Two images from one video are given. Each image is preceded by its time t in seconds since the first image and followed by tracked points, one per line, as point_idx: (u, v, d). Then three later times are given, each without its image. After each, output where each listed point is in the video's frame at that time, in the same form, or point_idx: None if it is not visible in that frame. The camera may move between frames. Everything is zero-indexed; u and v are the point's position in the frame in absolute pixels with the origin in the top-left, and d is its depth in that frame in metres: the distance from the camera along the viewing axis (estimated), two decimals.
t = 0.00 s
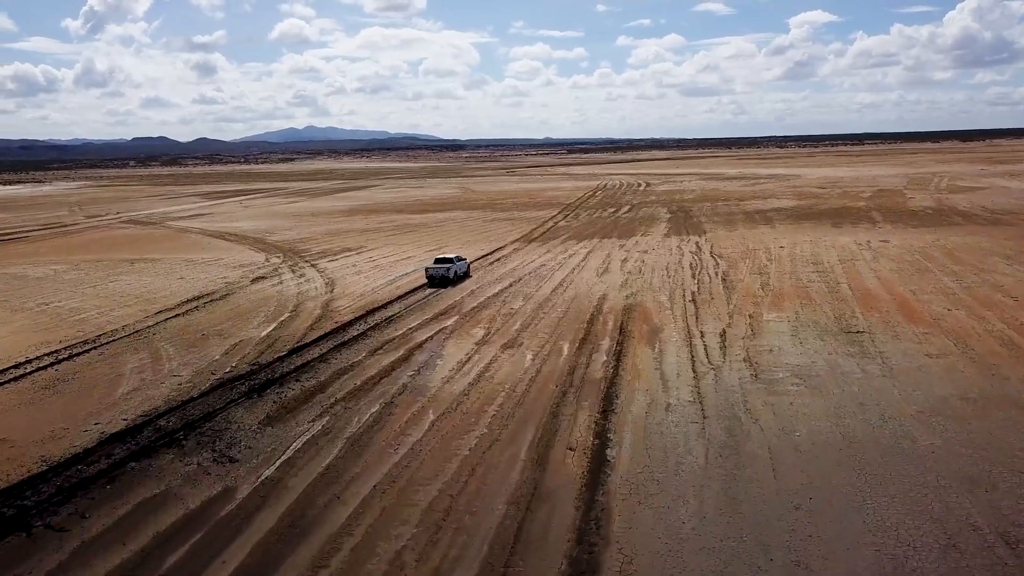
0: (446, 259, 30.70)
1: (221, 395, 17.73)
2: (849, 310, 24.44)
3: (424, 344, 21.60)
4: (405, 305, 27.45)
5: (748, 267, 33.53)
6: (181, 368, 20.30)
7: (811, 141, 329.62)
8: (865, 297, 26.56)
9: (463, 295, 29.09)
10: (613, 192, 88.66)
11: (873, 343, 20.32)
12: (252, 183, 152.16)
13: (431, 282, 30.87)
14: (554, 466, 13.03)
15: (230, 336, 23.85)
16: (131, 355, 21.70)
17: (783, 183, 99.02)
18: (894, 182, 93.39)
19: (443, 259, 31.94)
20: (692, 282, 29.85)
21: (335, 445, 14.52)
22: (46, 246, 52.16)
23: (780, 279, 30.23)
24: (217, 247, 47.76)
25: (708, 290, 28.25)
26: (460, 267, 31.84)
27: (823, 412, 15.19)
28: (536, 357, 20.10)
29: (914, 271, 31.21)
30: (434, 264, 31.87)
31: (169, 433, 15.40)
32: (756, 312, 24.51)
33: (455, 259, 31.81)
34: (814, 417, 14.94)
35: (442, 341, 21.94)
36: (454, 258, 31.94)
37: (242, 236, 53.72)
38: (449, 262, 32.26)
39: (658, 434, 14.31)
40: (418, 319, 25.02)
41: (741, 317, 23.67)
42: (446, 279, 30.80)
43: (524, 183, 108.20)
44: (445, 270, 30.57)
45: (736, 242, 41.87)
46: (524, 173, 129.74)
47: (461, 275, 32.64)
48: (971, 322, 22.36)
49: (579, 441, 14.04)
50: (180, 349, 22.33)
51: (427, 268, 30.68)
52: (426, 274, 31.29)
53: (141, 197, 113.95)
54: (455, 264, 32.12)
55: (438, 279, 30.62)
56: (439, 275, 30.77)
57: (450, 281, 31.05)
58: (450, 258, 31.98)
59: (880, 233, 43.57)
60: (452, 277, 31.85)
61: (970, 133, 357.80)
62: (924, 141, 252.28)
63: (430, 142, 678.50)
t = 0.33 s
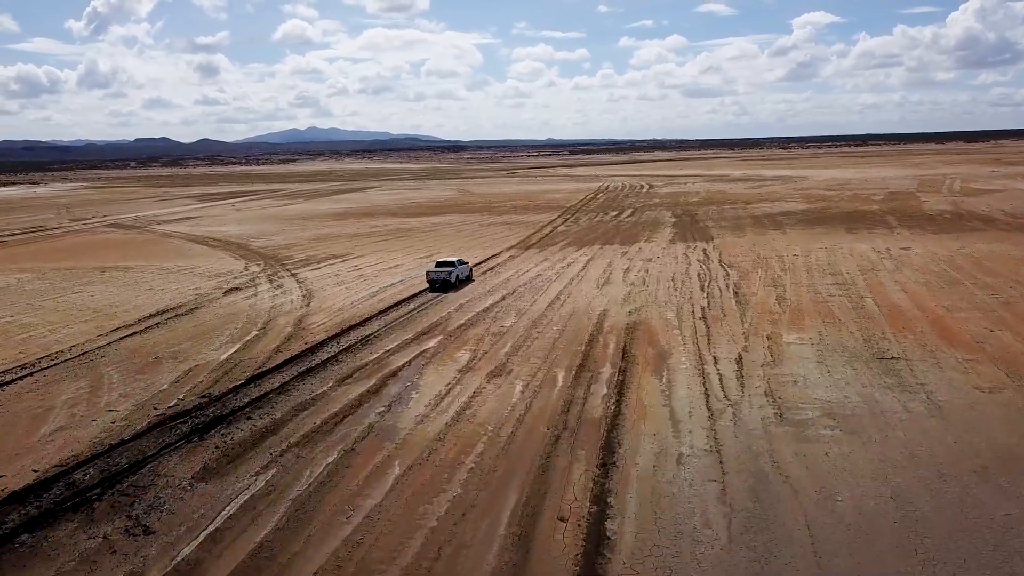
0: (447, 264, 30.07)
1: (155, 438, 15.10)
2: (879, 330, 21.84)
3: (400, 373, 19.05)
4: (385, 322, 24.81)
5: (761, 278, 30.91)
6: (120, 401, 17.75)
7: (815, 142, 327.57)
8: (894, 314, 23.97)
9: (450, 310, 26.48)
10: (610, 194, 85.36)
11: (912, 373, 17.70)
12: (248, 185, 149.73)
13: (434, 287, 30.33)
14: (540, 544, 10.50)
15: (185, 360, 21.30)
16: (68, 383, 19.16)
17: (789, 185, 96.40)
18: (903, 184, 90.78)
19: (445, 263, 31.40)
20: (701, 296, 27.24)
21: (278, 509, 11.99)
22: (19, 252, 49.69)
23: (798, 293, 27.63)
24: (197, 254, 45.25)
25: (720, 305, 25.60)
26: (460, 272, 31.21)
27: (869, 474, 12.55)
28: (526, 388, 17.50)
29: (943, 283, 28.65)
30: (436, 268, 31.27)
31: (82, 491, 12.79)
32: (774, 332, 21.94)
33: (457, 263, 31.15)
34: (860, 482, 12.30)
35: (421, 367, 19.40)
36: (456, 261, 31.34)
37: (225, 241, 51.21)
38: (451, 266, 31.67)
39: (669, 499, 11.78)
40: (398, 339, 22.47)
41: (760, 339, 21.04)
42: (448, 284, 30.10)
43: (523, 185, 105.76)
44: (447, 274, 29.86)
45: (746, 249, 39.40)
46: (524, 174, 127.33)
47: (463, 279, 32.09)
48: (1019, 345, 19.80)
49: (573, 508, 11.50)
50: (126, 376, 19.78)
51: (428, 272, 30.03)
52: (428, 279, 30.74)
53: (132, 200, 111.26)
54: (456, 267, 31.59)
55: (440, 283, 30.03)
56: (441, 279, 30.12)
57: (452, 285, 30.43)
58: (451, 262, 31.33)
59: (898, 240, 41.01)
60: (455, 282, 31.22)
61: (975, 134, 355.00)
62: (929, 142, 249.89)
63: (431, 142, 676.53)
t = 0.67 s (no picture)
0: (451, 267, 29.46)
1: (66, 498, 12.54)
2: (920, 354, 19.26)
3: (372, 408, 16.47)
4: (364, 342, 22.28)
5: (780, 289, 28.33)
6: (44, 442, 15.21)
7: (823, 141, 325.26)
8: (934, 333, 21.43)
9: (438, 326, 23.98)
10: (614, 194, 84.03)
11: (971, 411, 15.08)
12: (247, 186, 147.81)
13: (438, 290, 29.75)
14: None
15: (133, 388, 18.77)
16: None
17: (799, 186, 94.06)
18: (917, 186, 88.16)
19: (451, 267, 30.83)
20: (716, 311, 24.66)
21: None
22: None
23: (822, 308, 25.08)
24: (178, 260, 42.86)
25: (738, 323, 23.02)
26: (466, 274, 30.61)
27: (942, 561, 9.89)
28: (517, 429, 14.97)
29: (981, 296, 26.05)
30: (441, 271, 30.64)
31: None
32: (802, 357, 19.33)
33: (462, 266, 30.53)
34: (934, 574, 9.63)
35: (397, 402, 16.84)
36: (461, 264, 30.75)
37: (210, 246, 48.83)
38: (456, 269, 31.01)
39: None
40: (375, 364, 19.90)
41: (786, 367, 18.45)
42: (453, 287, 29.44)
43: (526, 186, 103.35)
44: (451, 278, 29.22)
45: (760, 256, 36.93)
46: (526, 175, 124.93)
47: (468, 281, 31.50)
48: None
49: None
50: (61, 409, 17.28)
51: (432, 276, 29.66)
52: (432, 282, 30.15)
53: (127, 201, 109.19)
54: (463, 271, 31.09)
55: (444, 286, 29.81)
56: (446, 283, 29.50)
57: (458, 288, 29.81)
58: (456, 265, 30.73)
59: (922, 246, 38.41)
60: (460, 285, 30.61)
61: (982, 134, 352.25)
62: (938, 142, 247.43)
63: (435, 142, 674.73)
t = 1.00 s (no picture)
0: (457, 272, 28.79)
1: None
2: (973, 386, 16.64)
3: (332, 456, 13.88)
4: (335, 368, 19.67)
5: (801, 305, 25.71)
6: None
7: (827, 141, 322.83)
8: (983, 358, 18.80)
9: (421, 347, 21.40)
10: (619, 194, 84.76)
11: None
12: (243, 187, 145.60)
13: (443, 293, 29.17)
14: None
15: (61, 425, 16.22)
16: None
17: (807, 187, 91.62)
18: (930, 188, 85.51)
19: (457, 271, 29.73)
20: (732, 332, 22.06)
21: None
22: None
23: (850, 326, 22.50)
24: (153, 267, 40.36)
25: (757, 347, 20.39)
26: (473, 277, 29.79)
27: None
28: (501, 486, 12.39)
29: None
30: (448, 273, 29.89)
31: None
32: (836, 389, 16.71)
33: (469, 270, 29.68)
34: None
35: (362, 448, 14.25)
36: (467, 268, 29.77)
37: (190, 252, 46.30)
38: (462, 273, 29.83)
39: None
40: (344, 397, 17.31)
41: (818, 402, 15.83)
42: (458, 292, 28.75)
43: (526, 188, 100.89)
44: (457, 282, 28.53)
45: (775, 264, 34.41)
46: (527, 177, 122.55)
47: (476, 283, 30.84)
48: None
49: None
50: None
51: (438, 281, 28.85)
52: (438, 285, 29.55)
53: (118, 203, 106.83)
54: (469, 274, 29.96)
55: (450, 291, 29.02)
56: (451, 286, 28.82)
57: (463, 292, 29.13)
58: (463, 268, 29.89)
59: (947, 253, 35.84)
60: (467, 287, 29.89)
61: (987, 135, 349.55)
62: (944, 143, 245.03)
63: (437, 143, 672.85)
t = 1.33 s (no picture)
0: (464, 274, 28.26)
1: None
2: None
3: (272, 525, 11.31)
4: (297, 401, 17.10)
5: (825, 322, 23.12)
6: None
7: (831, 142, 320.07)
8: None
9: (398, 374, 18.83)
10: (620, 196, 82.63)
11: None
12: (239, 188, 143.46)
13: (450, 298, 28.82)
14: None
15: None
16: None
17: (815, 189, 89.14)
18: (942, 190, 83.12)
19: (463, 274, 29.48)
20: (752, 356, 19.47)
21: None
22: None
23: (885, 348, 19.90)
24: (125, 276, 37.85)
25: (782, 375, 17.79)
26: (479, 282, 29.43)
27: None
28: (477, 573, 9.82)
29: None
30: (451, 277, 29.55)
31: None
32: (881, 432, 14.09)
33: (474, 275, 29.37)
34: None
35: (312, 512, 11.69)
36: (473, 272, 29.57)
37: (168, 258, 43.83)
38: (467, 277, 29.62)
39: None
40: (301, 440, 14.73)
41: (864, 450, 13.22)
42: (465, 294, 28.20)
43: (526, 190, 98.52)
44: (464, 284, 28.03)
45: (792, 274, 31.86)
46: (527, 179, 120.20)
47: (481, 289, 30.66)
48: None
49: None
50: None
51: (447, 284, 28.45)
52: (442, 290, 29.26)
53: (110, 205, 104.59)
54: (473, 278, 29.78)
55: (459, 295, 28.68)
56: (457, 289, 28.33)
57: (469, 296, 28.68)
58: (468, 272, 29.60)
59: (977, 262, 33.28)
60: (472, 292, 29.52)
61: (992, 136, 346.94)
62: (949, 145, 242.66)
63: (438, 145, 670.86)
